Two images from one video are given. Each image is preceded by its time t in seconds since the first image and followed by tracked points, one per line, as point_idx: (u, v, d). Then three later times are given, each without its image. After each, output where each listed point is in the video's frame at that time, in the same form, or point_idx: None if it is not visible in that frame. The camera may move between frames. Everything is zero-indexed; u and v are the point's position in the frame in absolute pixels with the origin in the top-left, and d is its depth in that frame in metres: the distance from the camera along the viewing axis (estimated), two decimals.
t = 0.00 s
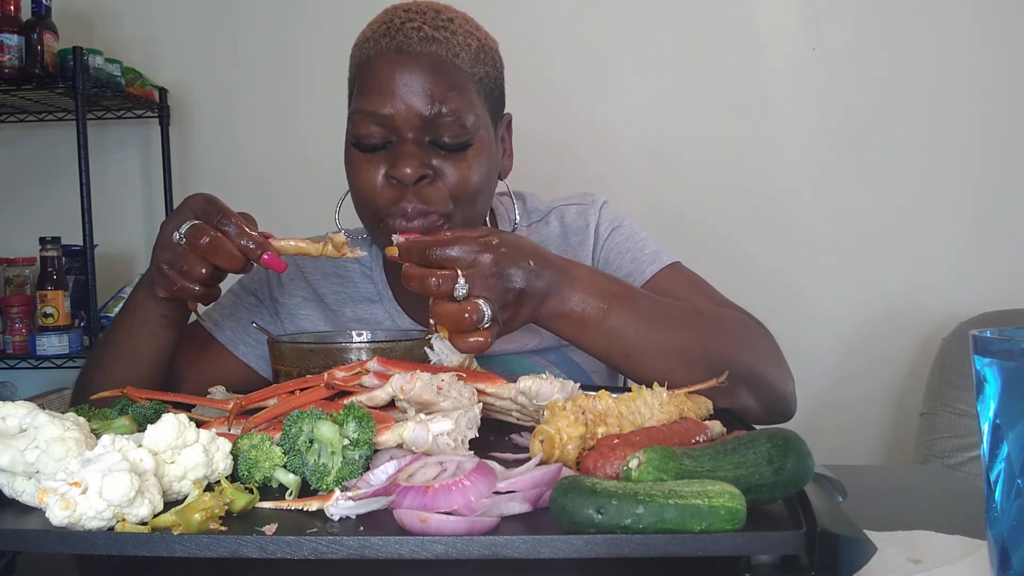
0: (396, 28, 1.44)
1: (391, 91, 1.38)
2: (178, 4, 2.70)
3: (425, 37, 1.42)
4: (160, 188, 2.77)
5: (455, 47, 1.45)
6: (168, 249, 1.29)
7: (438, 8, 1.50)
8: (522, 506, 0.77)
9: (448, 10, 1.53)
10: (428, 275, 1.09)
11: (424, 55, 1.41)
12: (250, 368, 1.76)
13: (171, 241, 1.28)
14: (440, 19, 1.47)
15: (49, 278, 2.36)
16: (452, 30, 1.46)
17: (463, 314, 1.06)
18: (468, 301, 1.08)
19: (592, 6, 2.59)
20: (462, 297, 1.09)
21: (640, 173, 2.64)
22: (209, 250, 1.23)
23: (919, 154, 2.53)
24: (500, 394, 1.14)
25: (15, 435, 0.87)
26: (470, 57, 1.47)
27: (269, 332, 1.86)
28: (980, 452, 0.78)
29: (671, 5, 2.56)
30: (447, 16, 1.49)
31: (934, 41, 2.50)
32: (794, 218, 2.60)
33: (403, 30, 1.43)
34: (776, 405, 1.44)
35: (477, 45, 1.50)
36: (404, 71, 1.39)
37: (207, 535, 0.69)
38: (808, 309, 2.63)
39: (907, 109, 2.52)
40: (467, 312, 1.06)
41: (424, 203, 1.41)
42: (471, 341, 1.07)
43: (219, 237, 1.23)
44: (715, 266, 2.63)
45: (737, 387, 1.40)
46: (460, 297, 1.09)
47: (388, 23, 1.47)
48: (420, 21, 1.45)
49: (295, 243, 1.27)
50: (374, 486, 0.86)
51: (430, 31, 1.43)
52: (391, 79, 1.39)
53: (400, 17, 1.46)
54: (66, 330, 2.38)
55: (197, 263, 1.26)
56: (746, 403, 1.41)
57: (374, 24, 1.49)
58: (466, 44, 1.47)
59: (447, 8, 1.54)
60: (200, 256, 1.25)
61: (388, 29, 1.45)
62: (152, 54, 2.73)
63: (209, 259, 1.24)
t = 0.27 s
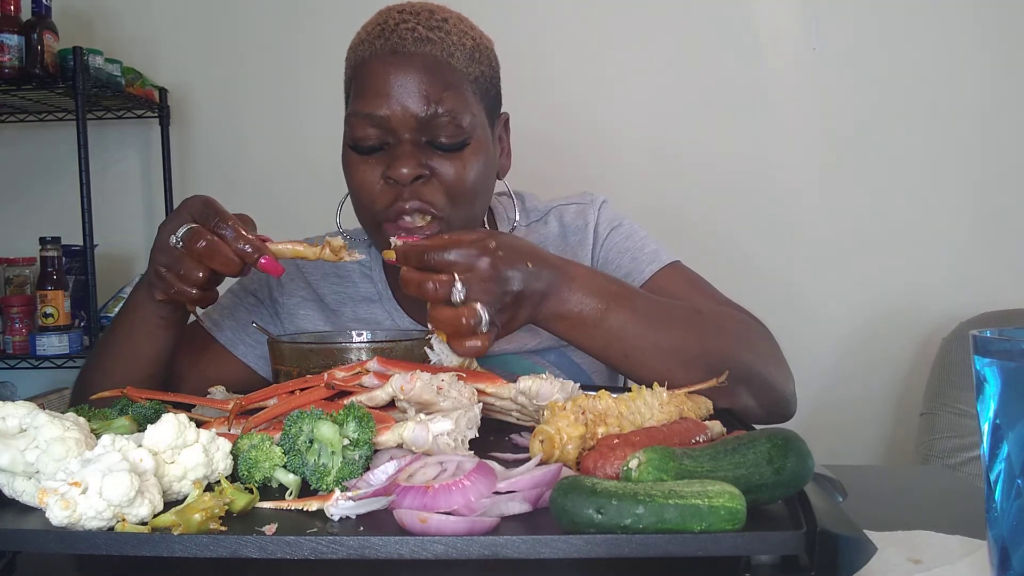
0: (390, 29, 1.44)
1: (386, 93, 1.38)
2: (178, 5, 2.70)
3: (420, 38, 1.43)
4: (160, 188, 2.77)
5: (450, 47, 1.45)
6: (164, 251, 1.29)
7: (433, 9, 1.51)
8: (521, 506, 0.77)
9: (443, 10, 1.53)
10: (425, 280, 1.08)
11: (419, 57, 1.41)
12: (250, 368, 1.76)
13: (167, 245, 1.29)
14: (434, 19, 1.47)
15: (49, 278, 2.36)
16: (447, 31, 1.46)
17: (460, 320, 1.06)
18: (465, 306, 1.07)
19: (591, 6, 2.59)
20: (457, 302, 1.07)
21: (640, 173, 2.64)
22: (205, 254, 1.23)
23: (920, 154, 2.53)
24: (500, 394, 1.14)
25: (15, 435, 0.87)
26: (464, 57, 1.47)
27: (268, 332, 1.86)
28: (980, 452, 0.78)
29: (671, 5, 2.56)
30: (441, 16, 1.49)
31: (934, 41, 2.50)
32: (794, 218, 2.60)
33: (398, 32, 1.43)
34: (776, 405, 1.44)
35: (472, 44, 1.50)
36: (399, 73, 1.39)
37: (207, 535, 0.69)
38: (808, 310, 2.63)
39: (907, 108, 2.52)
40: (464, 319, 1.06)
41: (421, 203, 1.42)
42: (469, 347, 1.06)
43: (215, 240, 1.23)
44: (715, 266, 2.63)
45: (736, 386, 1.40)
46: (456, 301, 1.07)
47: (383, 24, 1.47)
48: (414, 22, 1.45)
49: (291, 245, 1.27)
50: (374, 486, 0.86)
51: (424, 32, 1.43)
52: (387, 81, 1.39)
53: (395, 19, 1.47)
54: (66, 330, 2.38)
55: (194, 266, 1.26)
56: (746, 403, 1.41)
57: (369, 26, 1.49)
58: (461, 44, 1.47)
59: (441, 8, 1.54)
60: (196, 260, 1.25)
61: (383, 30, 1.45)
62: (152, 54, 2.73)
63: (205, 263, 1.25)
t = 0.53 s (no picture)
0: (391, 26, 1.45)
1: (386, 88, 1.38)
2: (177, 5, 2.70)
3: (420, 34, 1.43)
4: (160, 188, 2.77)
5: (450, 44, 1.46)
6: (158, 255, 1.30)
7: (433, 8, 1.52)
8: (521, 505, 0.77)
9: (443, 10, 1.54)
10: (426, 293, 1.04)
11: (419, 52, 1.41)
12: (251, 369, 1.77)
13: (161, 249, 1.29)
14: (434, 17, 1.48)
15: (49, 278, 2.36)
16: (447, 28, 1.47)
17: (460, 335, 1.03)
18: (467, 322, 1.04)
19: (591, 6, 2.59)
20: (461, 317, 1.05)
21: (641, 173, 2.64)
22: (199, 259, 1.23)
23: (920, 154, 2.53)
24: (500, 394, 1.14)
25: (15, 435, 0.87)
26: (464, 54, 1.48)
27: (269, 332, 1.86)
28: (980, 452, 0.77)
29: (671, 4, 2.56)
30: (442, 14, 1.51)
31: (934, 41, 2.49)
32: (794, 217, 2.60)
33: (399, 28, 1.44)
34: (776, 405, 1.44)
35: (471, 42, 1.51)
36: (399, 68, 1.39)
37: (207, 535, 0.69)
38: (809, 309, 2.63)
39: (907, 108, 2.53)
40: (464, 335, 1.03)
41: (421, 200, 1.41)
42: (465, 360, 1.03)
43: (208, 245, 1.23)
44: (715, 266, 2.63)
45: (737, 386, 1.40)
46: (460, 316, 1.05)
47: (384, 22, 1.48)
48: (414, 19, 1.46)
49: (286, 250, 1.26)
50: (374, 486, 0.86)
51: (424, 29, 1.44)
52: (387, 76, 1.39)
53: (395, 16, 1.48)
54: (66, 330, 2.38)
55: (187, 272, 1.26)
56: (746, 403, 1.41)
57: (369, 23, 1.51)
58: (461, 41, 1.48)
59: (440, 6, 1.55)
60: (189, 265, 1.25)
61: (384, 27, 1.46)
62: (152, 54, 2.73)
63: (199, 268, 1.25)
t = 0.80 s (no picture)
0: (391, 25, 1.45)
1: (387, 87, 1.38)
2: (177, 5, 2.71)
3: (420, 33, 1.43)
4: (160, 188, 2.77)
5: (450, 43, 1.46)
6: (156, 259, 1.29)
7: (432, 7, 1.52)
8: (522, 505, 0.77)
9: (442, 9, 1.54)
10: (426, 293, 1.04)
11: (419, 51, 1.41)
12: (250, 369, 1.77)
13: (159, 252, 1.29)
14: (434, 16, 1.49)
15: (49, 278, 2.36)
16: (446, 27, 1.47)
17: (459, 334, 1.04)
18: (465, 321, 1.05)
19: (591, 6, 2.59)
20: (459, 316, 1.06)
21: (641, 173, 2.64)
22: (198, 263, 1.23)
23: (920, 154, 2.53)
24: (500, 394, 1.14)
25: (15, 435, 0.87)
26: (464, 52, 1.48)
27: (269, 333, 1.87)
28: (980, 452, 0.77)
29: (671, 4, 2.56)
30: (441, 13, 1.51)
31: (934, 41, 2.49)
32: (794, 217, 2.60)
33: (399, 27, 1.44)
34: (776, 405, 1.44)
35: (471, 41, 1.51)
36: (400, 67, 1.39)
37: (207, 535, 0.69)
38: (809, 309, 2.63)
39: (907, 108, 2.52)
40: (463, 334, 1.04)
41: (422, 198, 1.41)
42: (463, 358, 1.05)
43: (207, 249, 1.23)
44: (716, 267, 2.63)
45: (737, 386, 1.40)
46: (458, 315, 1.06)
47: (384, 21, 1.48)
48: (414, 17, 1.46)
49: (284, 254, 1.27)
50: (374, 486, 0.86)
51: (424, 27, 1.44)
52: (387, 75, 1.39)
53: (395, 15, 1.48)
54: (66, 330, 2.38)
55: (186, 275, 1.26)
56: (746, 404, 1.41)
57: (369, 22, 1.51)
58: (461, 40, 1.48)
59: (440, 6, 1.55)
60: (188, 268, 1.25)
61: (384, 26, 1.46)
62: (152, 54, 2.73)
63: (197, 272, 1.25)
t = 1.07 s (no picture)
0: (392, 24, 1.47)
1: (388, 84, 1.38)
2: (178, 5, 2.71)
3: (420, 31, 1.44)
4: (160, 188, 2.77)
5: (449, 41, 1.47)
6: (154, 259, 1.29)
7: (431, 7, 1.53)
8: (521, 505, 0.77)
9: (441, 9, 1.55)
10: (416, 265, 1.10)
11: (419, 49, 1.42)
12: (250, 369, 1.77)
13: (157, 252, 1.28)
14: (433, 15, 1.49)
15: (49, 278, 2.36)
16: (446, 25, 1.48)
17: (442, 311, 1.10)
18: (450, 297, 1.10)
19: (591, 6, 2.59)
20: (444, 292, 1.10)
21: (641, 173, 2.64)
22: (196, 263, 1.23)
23: (920, 154, 2.53)
24: (500, 394, 1.14)
25: (15, 435, 0.87)
26: (464, 50, 1.49)
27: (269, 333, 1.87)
28: (980, 452, 0.77)
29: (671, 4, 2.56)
30: (440, 12, 1.52)
31: (934, 41, 2.49)
32: (794, 218, 2.60)
33: (399, 25, 1.45)
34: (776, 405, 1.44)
35: (470, 39, 1.52)
36: (401, 64, 1.39)
37: (207, 535, 0.69)
38: (809, 309, 2.63)
39: (908, 108, 2.53)
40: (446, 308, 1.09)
41: (426, 196, 1.40)
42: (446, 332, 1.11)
43: (206, 249, 1.23)
44: (716, 267, 2.63)
45: (737, 386, 1.40)
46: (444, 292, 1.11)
47: (384, 20, 1.50)
48: (414, 16, 1.47)
49: (283, 255, 1.27)
50: (374, 486, 0.86)
51: (425, 26, 1.45)
52: (388, 72, 1.39)
53: (396, 14, 1.49)
54: (66, 330, 2.38)
55: (184, 275, 1.26)
56: (746, 403, 1.40)
57: (369, 22, 1.51)
58: (461, 38, 1.50)
59: (438, 6, 1.56)
60: (186, 269, 1.25)
61: (385, 24, 1.47)
62: (152, 54, 2.73)
63: (196, 272, 1.25)
